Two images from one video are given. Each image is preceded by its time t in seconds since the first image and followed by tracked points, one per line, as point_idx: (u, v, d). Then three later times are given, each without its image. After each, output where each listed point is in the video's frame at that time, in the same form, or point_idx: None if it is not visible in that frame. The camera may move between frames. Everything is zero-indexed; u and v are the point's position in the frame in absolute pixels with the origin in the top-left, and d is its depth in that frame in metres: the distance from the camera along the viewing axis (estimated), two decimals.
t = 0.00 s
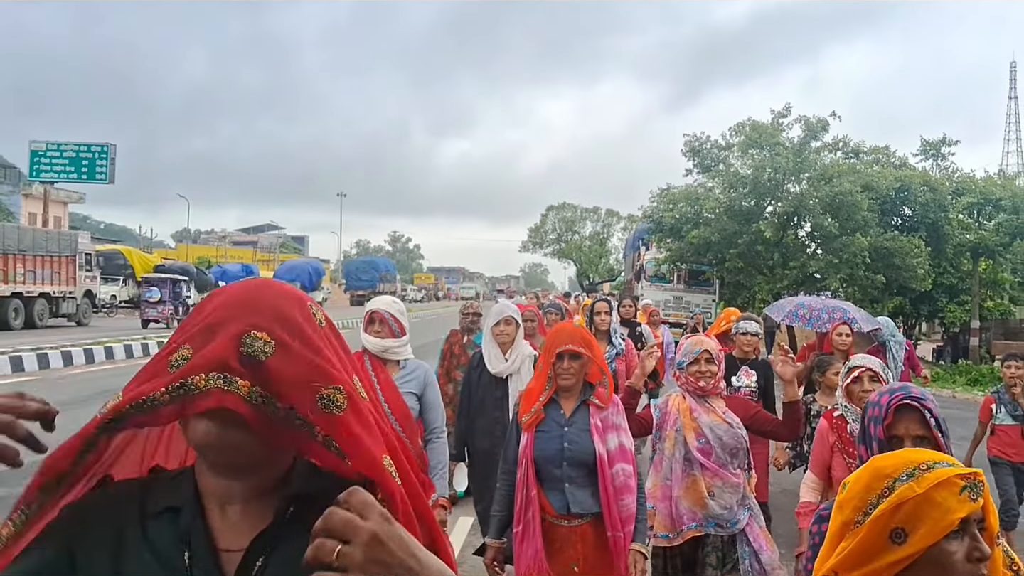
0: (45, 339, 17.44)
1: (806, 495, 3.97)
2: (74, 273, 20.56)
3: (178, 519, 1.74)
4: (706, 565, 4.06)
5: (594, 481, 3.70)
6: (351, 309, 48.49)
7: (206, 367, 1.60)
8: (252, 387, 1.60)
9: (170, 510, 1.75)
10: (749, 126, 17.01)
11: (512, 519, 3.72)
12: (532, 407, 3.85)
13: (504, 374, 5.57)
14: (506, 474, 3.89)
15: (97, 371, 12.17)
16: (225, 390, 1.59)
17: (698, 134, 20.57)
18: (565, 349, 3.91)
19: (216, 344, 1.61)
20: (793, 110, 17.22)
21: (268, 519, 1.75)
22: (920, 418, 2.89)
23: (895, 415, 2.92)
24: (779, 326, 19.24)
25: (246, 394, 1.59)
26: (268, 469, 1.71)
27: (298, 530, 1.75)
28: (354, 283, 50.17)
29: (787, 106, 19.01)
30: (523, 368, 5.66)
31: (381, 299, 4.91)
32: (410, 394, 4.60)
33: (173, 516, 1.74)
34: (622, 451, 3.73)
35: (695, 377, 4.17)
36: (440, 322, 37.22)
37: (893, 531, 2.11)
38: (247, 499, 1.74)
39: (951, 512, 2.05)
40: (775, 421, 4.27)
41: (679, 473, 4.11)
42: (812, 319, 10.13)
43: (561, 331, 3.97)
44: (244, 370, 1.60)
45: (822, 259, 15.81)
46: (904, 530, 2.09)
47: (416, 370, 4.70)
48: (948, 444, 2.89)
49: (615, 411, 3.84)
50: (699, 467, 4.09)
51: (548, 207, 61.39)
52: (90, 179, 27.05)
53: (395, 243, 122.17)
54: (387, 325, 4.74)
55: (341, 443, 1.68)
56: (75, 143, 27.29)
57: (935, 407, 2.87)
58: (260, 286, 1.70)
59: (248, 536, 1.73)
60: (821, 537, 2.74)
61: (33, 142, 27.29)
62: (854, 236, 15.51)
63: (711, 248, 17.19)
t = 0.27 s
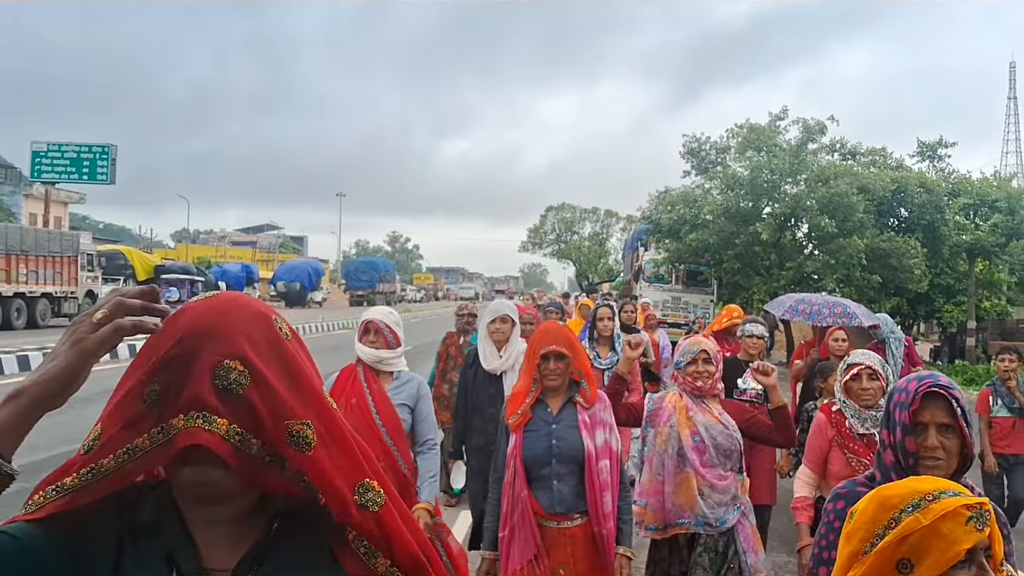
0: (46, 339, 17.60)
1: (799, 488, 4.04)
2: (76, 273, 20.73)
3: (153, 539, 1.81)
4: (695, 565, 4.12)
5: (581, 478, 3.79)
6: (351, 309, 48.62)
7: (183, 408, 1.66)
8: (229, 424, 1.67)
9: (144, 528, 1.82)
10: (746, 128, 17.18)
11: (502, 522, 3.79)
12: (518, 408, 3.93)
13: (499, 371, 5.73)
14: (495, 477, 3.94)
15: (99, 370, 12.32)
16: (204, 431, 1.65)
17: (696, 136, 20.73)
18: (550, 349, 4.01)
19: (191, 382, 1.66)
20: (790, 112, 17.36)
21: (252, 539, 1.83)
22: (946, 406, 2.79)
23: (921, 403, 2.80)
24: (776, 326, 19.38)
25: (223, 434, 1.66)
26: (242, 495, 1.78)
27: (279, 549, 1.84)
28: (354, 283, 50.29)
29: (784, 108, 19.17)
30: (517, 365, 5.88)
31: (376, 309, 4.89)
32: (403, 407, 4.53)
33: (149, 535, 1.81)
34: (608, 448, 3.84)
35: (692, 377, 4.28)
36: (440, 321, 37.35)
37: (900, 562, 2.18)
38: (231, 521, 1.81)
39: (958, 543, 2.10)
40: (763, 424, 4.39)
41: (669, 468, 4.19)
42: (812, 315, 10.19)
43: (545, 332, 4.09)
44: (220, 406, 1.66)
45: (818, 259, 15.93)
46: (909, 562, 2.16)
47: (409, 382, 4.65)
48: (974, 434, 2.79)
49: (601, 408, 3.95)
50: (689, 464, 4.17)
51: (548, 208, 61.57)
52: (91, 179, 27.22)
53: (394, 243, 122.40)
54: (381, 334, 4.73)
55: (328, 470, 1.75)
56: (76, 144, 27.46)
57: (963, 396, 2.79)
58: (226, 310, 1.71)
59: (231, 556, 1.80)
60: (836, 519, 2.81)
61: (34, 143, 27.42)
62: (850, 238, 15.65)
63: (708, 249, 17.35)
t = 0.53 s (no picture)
0: (48, 336, 17.74)
1: (805, 497, 4.01)
2: (77, 272, 20.87)
3: (166, 537, 1.98)
4: (691, 553, 4.25)
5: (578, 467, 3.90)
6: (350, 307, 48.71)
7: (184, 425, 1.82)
8: (221, 440, 1.81)
9: (154, 525, 1.99)
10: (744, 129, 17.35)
11: (502, 512, 3.86)
12: (515, 399, 4.00)
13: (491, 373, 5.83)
14: (488, 469, 3.96)
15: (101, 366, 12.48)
16: (193, 448, 1.81)
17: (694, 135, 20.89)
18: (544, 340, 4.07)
19: (192, 401, 1.82)
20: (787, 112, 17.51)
21: (260, 550, 1.95)
22: (955, 414, 2.96)
23: (930, 410, 2.98)
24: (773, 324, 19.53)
25: (217, 450, 1.80)
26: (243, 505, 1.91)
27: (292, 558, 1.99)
28: (353, 281, 50.36)
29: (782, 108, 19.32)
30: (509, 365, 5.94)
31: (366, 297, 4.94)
32: (396, 393, 4.70)
33: (160, 535, 1.99)
34: (601, 436, 3.98)
35: (685, 368, 4.38)
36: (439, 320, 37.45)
37: (903, 541, 2.22)
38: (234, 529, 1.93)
39: (959, 520, 2.17)
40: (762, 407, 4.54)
41: (662, 460, 4.31)
42: (814, 307, 10.28)
43: (537, 323, 4.15)
44: (216, 424, 1.81)
45: (815, 259, 16.08)
46: (912, 541, 2.21)
47: (401, 368, 4.81)
48: (982, 439, 2.95)
49: (594, 397, 4.07)
50: (681, 455, 4.31)
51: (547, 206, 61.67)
52: (91, 178, 27.33)
53: (393, 242, 122.44)
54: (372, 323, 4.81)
55: (325, 486, 1.86)
56: (76, 143, 27.58)
57: (971, 403, 2.94)
58: (227, 336, 1.85)
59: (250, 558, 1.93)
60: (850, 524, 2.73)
61: (35, 142, 27.54)
62: (846, 238, 15.81)
63: (705, 249, 17.52)
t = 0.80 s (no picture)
0: (50, 335, 17.84)
1: (808, 487, 3.97)
2: (77, 270, 20.99)
3: (175, 510, 1.78)
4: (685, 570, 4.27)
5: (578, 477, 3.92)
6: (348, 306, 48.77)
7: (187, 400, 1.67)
8: (222, 412, 1.64)
9: (168, 497, 1.79)
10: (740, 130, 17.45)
11: (500, 521, 3.86)
12: (515, 409, 4.04)
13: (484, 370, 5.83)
14: (487, 479, 3.98)
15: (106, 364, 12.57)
16: (197, 422, 1.64)
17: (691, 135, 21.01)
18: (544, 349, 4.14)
19: (196, 374, 1.67)
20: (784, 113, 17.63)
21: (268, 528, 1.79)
22: (950, 418, 2.73)
23: (925, 417, 2.75)
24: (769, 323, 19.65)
25: (218, 421, 1.63)
26: (257, 482, 1.74)
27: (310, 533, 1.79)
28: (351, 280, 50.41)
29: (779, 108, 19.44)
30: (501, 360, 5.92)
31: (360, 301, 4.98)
32: (391, 401, 4.80)
33: (175, 502, 1.78)
34: (601, 447, 3.99)
35: (677, 381, 4.37)
36: (436, 318, 37.54)
37: None
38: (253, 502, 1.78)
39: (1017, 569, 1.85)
40: (751, 409, 4.57)
41: (658, 477, 4.31)
42: (813, 307, 10.33)
43: (537, 332, 4.22)
44: (216, 397, 1.64)
45: (811, 258, 16.19)
46: None
47: (397, 376, 4.93)
48: (980, 445, 2.73)
49: (593, 407, 4.11)
50: (677, 470, 4.30)
51: (545, 206, 61.88)
52: (90, 176, 27.42)
53: (391, 240, 122.63)
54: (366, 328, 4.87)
55: (335, 460, 1.68)
56: (75, 142, 27.68)
57: (967, 408, 2.73)
58: (236, 303, 1.70)
59: (262, 526, 1.78)
60: (857, 542, 2.74)
61: (34, 140, 27.59)
62: (841, 238, 15.95)
63: (702, 249, 17.67)
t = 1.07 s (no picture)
0: (55, 336, 18.12)
1: (807, 489, 4.09)
2: (82, 272, 21.29)
3: (182, 537, 1.86)
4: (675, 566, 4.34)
5: (575, 475, 4.04)
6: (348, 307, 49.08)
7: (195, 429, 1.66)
8: (230, 442, 1.64)
9: (171, 524, 1.87)
10: (734, 135, 17.78)
11: (498, 515, 4.04)
12: (515, 404, 4.19)
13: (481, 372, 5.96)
14: (487, 475, 4.16)
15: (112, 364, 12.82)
16: (206, 453, 1.64)
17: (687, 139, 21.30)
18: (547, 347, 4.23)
19: (200, 404, 1.65)
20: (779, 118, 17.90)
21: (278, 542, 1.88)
22: (953, 409, 2.76)
23: (928, 407, 2.77)
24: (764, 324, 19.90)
25: (228, 452, 1.64)
26: (269, 499, 1.80)
27: (320, 539, 1.88)
28: (351, 282, 50.70)
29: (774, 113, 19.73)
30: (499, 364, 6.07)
31: (363, 307, 5.40)
32: (391, 407, 4.95)
33: (178, 530, 1.87)
34: (601, 447, 4.06)
35: (675, 375, 4.52)
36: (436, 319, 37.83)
37: (976, 567, 2.11)
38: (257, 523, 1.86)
39: None
40: (740, 389, 4.86)
41: (651, 464, 4.44)
42: (799, 312, 10.53)
43: (544, 331, 4.33)
44: (223, 428, 1.64)
45: (805, 261, 16.45)
46: (987, 566, 2.10)
47: (396, 382, 5.15)
48: (982, 436, 2.76)
49: (593, 408, 4.20)
50: (670, 459, 4.44)
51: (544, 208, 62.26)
52: (94, 179, 27.74)
53: (391, 242, 123.02)
54: (367, 332, 5.22)
55: (352, 468, 1.73)
56: (78, 145, 28.00)
57: (969, 398, 2.75)
58: (229, 332, 1.67)
59: (260, 558, 1.87)
60: (859, 528, 2.83)
61: (38, 143, 27.89)
62: (834, 240, 16.24)
63: (698, 250, 17.96)
